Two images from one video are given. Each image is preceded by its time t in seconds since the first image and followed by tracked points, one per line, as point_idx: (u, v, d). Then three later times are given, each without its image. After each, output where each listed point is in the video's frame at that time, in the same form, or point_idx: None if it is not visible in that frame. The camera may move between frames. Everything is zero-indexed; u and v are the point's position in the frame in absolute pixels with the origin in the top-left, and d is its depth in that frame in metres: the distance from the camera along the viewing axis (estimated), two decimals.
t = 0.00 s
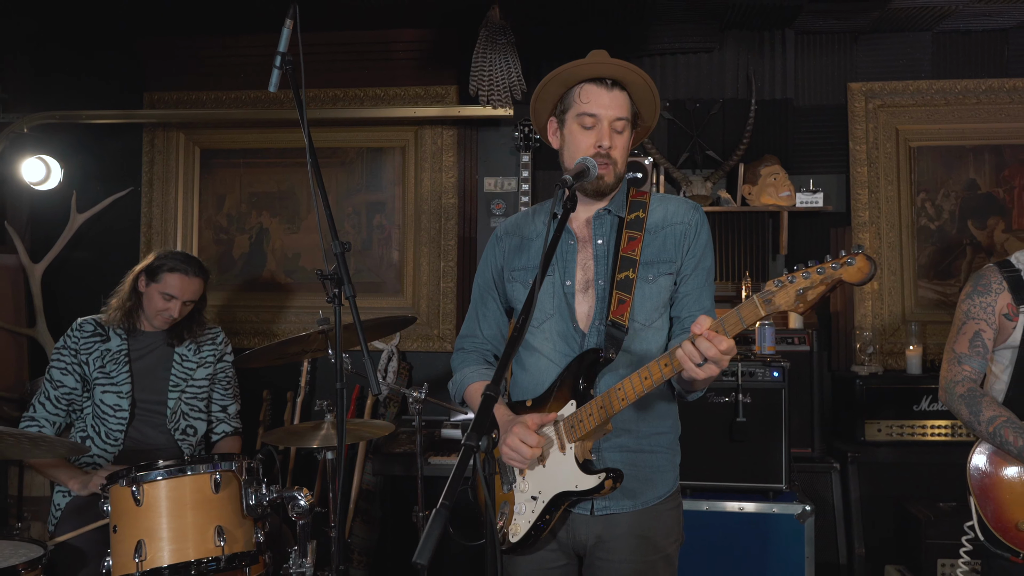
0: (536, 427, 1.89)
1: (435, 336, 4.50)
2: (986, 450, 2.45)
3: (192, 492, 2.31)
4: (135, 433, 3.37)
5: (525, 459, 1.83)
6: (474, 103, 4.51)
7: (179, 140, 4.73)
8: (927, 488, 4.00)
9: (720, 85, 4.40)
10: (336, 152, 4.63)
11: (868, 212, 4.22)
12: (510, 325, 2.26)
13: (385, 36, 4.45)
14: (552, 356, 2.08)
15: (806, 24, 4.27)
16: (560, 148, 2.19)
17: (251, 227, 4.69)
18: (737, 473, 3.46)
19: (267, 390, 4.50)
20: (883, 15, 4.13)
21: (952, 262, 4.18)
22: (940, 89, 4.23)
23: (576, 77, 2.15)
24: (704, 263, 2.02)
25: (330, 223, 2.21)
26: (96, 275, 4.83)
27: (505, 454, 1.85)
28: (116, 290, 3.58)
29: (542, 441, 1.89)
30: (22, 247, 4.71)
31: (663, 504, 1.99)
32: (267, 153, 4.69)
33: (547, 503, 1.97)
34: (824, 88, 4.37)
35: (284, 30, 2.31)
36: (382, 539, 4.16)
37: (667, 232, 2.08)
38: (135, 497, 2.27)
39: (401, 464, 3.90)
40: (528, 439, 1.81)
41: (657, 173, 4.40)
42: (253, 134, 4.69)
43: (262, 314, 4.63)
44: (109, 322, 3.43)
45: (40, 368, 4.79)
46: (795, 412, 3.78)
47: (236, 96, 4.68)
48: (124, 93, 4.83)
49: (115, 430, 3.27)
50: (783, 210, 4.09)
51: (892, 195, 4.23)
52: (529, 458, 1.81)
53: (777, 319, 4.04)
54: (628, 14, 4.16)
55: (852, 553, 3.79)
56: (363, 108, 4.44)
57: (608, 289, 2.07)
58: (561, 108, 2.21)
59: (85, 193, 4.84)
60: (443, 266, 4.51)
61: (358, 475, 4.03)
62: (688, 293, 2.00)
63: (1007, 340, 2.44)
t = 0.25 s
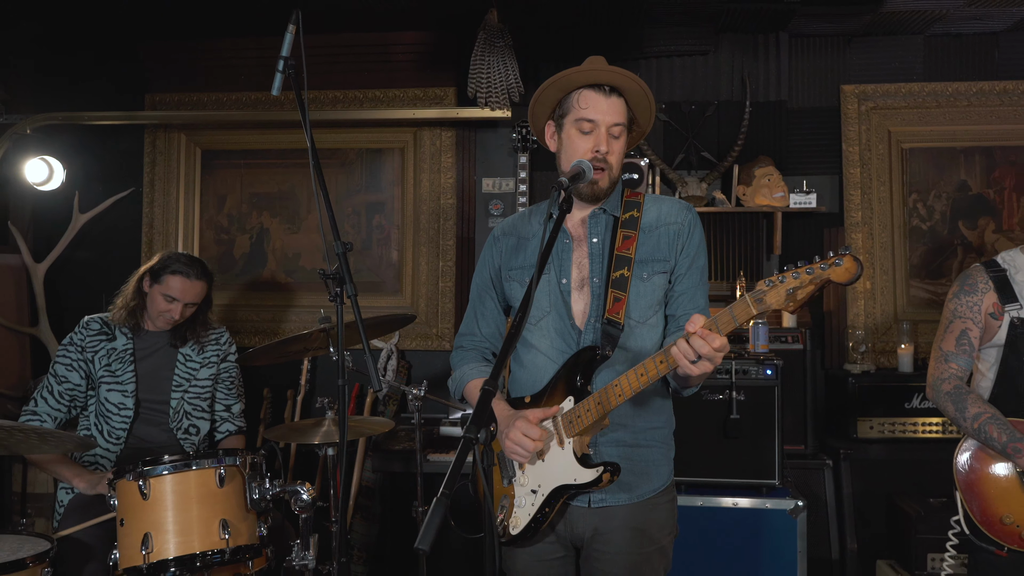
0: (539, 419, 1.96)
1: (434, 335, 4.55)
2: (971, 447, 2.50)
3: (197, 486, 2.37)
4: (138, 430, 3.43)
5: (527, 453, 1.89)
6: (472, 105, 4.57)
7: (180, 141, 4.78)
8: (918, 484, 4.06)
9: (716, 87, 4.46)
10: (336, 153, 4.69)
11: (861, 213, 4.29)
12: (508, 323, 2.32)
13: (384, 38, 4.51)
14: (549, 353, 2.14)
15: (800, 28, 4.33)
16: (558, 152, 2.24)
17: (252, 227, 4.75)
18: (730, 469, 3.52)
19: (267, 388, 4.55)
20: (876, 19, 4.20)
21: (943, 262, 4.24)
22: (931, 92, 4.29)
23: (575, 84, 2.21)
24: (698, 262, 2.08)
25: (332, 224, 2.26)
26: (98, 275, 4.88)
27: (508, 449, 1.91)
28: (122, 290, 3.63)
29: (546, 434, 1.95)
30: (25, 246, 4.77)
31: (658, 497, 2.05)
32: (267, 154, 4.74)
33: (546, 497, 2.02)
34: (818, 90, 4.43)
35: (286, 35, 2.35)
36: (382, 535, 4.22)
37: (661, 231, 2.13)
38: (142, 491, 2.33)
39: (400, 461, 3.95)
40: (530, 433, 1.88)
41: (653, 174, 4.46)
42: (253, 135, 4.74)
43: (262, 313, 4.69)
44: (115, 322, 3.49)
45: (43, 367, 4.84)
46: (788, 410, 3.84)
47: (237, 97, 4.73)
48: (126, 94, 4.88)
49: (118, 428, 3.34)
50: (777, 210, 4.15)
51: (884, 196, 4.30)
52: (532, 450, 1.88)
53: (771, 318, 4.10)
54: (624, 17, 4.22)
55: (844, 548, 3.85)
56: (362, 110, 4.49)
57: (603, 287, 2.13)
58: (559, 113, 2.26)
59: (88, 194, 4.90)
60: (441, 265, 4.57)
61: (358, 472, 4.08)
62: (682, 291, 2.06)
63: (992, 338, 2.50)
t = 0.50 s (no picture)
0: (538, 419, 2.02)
1: (433, 334, 4.60)
2: (960, 443, 2.55)
3: (202, 481, 2.41)
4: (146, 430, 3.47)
5: (527, 452, 1.95)
6: (471, 106, 4.61)
7: (182, 142, 4.82)
8: (911, 481, 4.12)
9: (712, 89, 4.51)
10: (336, 154, 4.73)
11: (855, 213, 4.34)
12: (508, 320, 2.37)
13: (384, 41, 4.56)
14: (548, 350, 2.19)
15: (795, 30, 4.38)
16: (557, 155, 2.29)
17: (253, 227, 4.79)
18: (726, 466, 3.57)
19: (268, 387, 4.59)
20: (870, 22, 4.25)
21: (937, 262, 4.30)
22: (925, 93, 4.34)
23: (573, 89, 2.25)
24: (694, 261, 2.13)
25: (335, 225, 2.31)
26: (101, 274, 4.92)
27: (508, 448, 1.97)
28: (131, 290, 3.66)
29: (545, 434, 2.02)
30: (28, 246, 4.81)
31: (655, 491, 2.10)
32: (268, 155, 4.79)
33: (548, 490, 2.07)
34: (813, 92, 4.49)
35: (290, 39, 2.40)
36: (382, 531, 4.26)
37: (657, 230, 2.18)
38: (148, 487, 2.38)
39: (400, 459, 3.99)
40: (530, 433, 1.93)
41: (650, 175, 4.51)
42: (254, 137, 4.78)
43: (263, 313, 4.73)
44: (123, 322, 3.52)
45: (46, 366, 4.88)
46: (783, 408, 3.89)
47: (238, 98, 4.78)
48: (128, 96, 4.92)
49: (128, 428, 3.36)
50: (773, 211, 4.20)
51: (879, 197, 4.35)
52: (532, 449, 1.93)
53: (767, 316, 4.15)
54: (622, 19, 4.27)
55: (839, 544, 3.90)
56: (362, 112, 4.54)
57: (601, 285, 2.18)
58: (558, 117, 2.30)
59: (90, 194, 4.94)
60: (441, 265, 4.61)
61: (358, 469, 4.13)
62: (679, 289, 2.11)
63: (982, 336, 2.56)
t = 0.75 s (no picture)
0: (532, 421, 2.05)
1: (431, 333, 4.64)
2: (949, 441, 2.57)
3: (203, 478, 2.45)
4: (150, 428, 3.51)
5: (522, 452, 1.98)
6: (468, 107, 4.65)
7: (181, 142, 4.85)
8: (903, 478, 4.17)
9: (707, 90, 4.55)
10: (334, 155, 4.77)
11: (849, 213, 4.38)
12: (503, 315, 2.41)
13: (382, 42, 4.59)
14: (544, 347, 2.23)
15: (789, 32, 4.42)
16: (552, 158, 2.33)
17: (251, 228, 4.82)
18: (721, 463, 3.61)
19: (267, 386, 4.63)
20: (863, 24, 4.30)
21: (929, 262, 4.34)
22: (918, 95, 4.39)
23: (567, 93, 2.29)
24: (689, 260, 2.17)
25: (333, 225, 2.34)
26: (100, 274, 4.95)
27: (504, 449, 2.00)
28: (138, 288, 3.66)
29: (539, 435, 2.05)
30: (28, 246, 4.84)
31: (650, 485, 2.14)
32: (267, 155, 4.82)
33: (548, 484, 2.11)
34: (807, 93, 4.53)
35: (288, 42, 2.43)
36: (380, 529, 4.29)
37: (652, 228, 2.22)
38: (150, 483, 2.42)
39: (397, 457, 4.02)
40: (524, 433, 1.97)
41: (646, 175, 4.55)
42: (253, 137, 4.81)
43: (261, 312, 4.76)
44: (126, 321, 3.54)
45: (45, 365, 4.90)
46: (777, 405, 3.93)
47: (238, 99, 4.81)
48: (127, 96, 4.95)
49: (133, 427, 3.40)
50: (767, 211, 4.25)
51: (872, 197, 4.39)
52: (527, 449, 1.96)
53: (761, 315, 4.19)
54: (617, 21, 4.30)
55: (832, 540, 3.95)
56: (360, 113, 4.57)
57: (596, 281, 2.22)
58: (553, 120, 2.34)
59: (90, 194, 4.97)
60: (438, 265, 4.65)
61: (356, 467, 4.17)
62: (673, 288, 2.15)
63: (972, 335, 2.60)
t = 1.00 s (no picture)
0: (533, 423, 2.06)
1: (428, 332, 4.66)
2: (943, 436, 2.59)
3: (202, 475, 2.48)
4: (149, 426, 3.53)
5: (524, 451, 2.01)
6: (465, 107, 4.68)
7: (179, 142, 4.88)
8: (896, 475, 4.20)
9: (702, 90, 4.58)
10: (332, 155, 4.79)
11: (843, 213, 4.41)
12: (497, 312, 2.44)
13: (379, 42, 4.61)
14: (539, 345, 2.26)
15: (784, 33, 4.45)
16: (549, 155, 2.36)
17: (249, 227, 4.85)
18: (715, 460, 3.64)
19: (265, 384, 4.65)
20: (857, 25, 4.33)
21: (922, 261, 4.37)
22: (911, 95, 4.42)
23: (565, 91, 2.33)
24: (683, 268, 2.22)
25: (330, 223, 2.36)
26: (99, 273, 4.98)
27: (506, 448, 2.04)
28: (137, 288, 3.68)
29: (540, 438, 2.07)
30: (27, 246, 4.86)
31: (643, 482, 2.17)
32: (265, 155, 4.84)
33: (543, 482, 2.13)
34: (801, 94, 4.56)
35: (286, 44, 2.45)
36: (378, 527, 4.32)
37: (649, 233, 2.25)
38: (149, 480, 2.45)
39: (395, 455, 4.05)
40: (526, 434, 2.01)
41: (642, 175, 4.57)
42: (251, 137, 4.84)
43: (259, 311, 4.79)
44: (125, 319, 3.56)
45: (44, 364, 4.93)
46: (771, 403, 3.97)
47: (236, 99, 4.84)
48: (125, 97, 4.97)
49: (132, 425, 3.42)
50: (761, 210, 4.28)
51: (866, 196, 4.42)
52: (529, 448, 2.00)
53: (756, 314, 4.22)
54: (613, 21, 4.33)
55: (826, 537, 3.98)
56: (357, 113, 4.60)
57: (592, 283, 2.24)
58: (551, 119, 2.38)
59: (88, 194, 4.99)
60: (435, 264, 4.68)
61: (354, 465, 4.20)
62: (667, 295, 2.20)
63: (964, 333, 2.63)
